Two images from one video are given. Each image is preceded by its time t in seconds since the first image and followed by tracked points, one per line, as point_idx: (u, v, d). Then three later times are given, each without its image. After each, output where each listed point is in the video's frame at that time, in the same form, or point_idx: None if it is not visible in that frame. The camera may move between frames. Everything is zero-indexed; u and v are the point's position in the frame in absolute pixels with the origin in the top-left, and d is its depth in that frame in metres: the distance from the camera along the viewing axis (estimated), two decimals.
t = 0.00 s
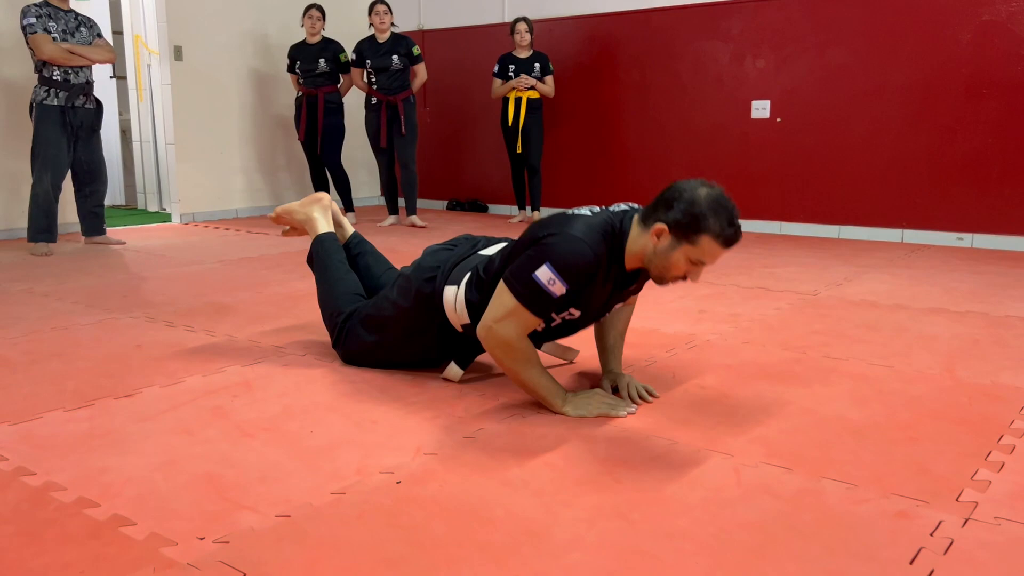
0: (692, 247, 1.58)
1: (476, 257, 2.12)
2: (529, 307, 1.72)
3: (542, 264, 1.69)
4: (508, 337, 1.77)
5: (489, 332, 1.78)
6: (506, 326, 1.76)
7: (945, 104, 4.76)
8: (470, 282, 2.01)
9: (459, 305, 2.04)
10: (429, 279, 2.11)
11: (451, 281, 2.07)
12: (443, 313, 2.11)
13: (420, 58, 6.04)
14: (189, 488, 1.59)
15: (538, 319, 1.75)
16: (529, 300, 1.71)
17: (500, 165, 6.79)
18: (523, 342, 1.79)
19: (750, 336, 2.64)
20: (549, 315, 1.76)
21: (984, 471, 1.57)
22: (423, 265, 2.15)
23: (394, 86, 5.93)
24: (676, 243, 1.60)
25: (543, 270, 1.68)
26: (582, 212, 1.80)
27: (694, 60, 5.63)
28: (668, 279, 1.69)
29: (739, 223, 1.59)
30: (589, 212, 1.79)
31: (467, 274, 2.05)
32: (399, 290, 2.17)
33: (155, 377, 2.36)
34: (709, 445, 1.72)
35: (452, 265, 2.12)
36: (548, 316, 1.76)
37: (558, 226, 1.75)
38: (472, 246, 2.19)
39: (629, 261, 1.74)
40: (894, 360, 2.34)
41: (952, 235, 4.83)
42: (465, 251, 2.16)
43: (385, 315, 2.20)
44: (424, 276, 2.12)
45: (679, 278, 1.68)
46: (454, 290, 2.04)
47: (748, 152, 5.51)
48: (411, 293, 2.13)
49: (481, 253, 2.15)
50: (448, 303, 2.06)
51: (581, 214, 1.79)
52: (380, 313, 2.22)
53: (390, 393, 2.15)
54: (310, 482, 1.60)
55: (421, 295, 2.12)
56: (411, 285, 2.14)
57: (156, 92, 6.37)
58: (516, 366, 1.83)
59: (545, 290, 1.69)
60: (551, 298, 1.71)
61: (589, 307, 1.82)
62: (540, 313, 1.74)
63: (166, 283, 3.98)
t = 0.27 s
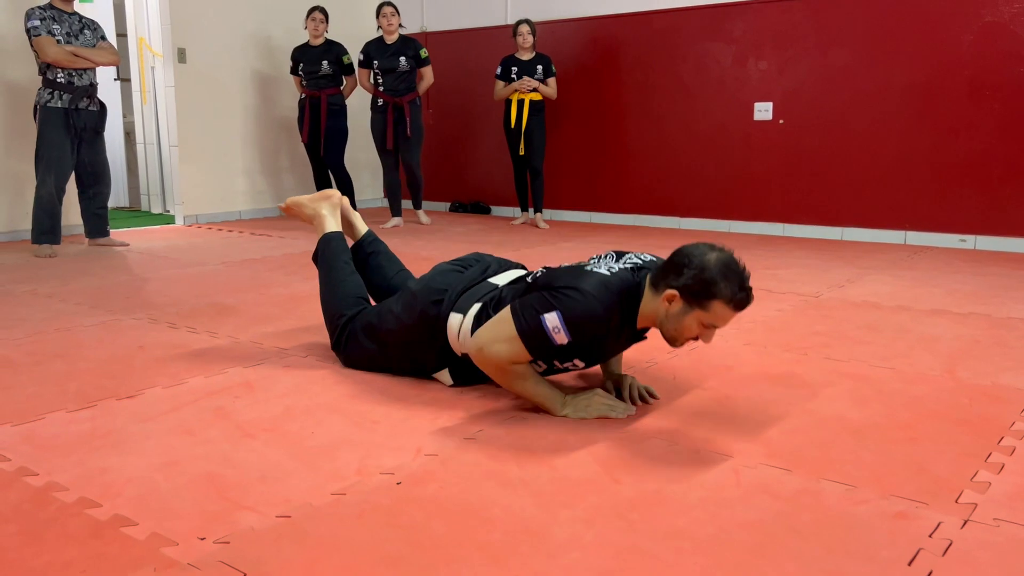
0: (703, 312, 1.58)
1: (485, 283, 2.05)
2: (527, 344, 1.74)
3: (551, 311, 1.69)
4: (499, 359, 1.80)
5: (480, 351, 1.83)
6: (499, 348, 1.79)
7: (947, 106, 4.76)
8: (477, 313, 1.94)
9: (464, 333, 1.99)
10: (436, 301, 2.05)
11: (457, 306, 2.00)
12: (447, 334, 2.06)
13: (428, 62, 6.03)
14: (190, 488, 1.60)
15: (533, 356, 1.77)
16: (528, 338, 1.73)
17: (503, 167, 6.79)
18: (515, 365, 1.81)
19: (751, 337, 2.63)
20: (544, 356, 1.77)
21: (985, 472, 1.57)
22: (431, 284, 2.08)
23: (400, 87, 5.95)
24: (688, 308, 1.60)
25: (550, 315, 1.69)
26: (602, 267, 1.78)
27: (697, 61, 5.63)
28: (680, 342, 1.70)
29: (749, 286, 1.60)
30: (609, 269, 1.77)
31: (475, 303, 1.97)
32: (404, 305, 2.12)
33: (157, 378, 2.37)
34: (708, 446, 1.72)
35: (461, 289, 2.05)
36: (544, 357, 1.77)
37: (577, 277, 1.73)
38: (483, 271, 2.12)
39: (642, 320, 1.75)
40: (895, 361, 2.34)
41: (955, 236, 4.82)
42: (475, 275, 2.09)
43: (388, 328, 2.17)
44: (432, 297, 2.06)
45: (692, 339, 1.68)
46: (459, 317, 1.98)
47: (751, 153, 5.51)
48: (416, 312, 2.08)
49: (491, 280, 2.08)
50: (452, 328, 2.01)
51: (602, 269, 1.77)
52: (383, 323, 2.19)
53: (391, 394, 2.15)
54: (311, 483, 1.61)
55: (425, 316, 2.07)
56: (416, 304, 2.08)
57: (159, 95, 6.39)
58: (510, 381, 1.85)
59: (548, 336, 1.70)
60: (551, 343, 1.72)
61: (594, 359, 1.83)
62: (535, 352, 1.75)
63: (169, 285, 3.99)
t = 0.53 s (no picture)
0: (711, 344, 1.60)
1: (495, 301, 2.04)
2: (531, 361, 1.76)
3: (561, 334, 1.71)
4: (501, 372, 1.81)
5: (483, 361, 1.83)
6: (503, 360, 1.79)
7: (949, 109, 4.76)
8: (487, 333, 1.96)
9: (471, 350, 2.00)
10: (444, 318, 2.04)
11: (465, 324, 2.00)
12: (453, 352, 2.07)
13: (439, 67, 6.07)
14: (194, 492, 1.61)
15: (536, 373, 1.78)
16: (533, 356, 1.75)
17: (506, 170, 6.80)
18: (517, 379, 1.82)
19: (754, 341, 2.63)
20: (547, 375, 1.79)
21: (986, 477, 1.57)
22: (438, 300, 2.07)
23: (410, 91, 5.98)
24: (695, 341, 1.62)
25: (559, 339, 1.71)
26: (613, 297, 1.79)
27: (699, 65, 5.64)
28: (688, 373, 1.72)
29: (755, 318, 1.62)
30: (621, 299, 1.78)
31: (485, 322, 1.98)
32: (410, 318, 2.12)
33: (160, 382, 2.37)
34: (710, 451, 1.73)
35: (471, 306, 2.03)
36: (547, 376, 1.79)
37: (590, 305, 1.75)
38: (493, 288, 2.09)
39: (648, 352, 1.76)
40: (897, 365, 2.35)
41: (957, 240, 4.82)
42: (485, 292, 2.07)
43: (392, 338, 2.17)
44: (439, 314, 2.05)
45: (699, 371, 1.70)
46: (467, 336, 1.98)
47: (753, 156, 5.51)
48: (423, 327, 2.08)
49: (501, 298, 2.06)
50: (459, 345, 2.02)
51: (612, 299, 1.78)
52: (386, 333, 2.19)
53: (393, 398, 2.16)
54: (313, 487, 1.61)
55: (432, 331, 2.07)
56: (423, 318, 2.07)
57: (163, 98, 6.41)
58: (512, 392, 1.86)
59: (554, 358, 1.73)
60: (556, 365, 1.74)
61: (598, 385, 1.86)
62: (539, 370, 1.77)
63: (172, 288, 4.00)
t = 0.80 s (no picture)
0: (712, 344, 1.59)
1: (505, 301, 2.04)
2: (538, 357, 1.76)
3: (570, 330, 1.72)
4: (508, 368, 1.80)
5: (489, 359, 1.82)
6: (511, 356, 1.78)
7: (952, 111, 4.75)
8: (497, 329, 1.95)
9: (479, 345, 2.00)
10: (453, 313, 2.04)
11: (475, 320, 2.00)
12: (460, 348, 2.07)
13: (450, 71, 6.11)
14: (197, 493, 1.60)
15: (543, 370, 1.78)
16: (541, 352, 1.75)
17: (508, 172, 6.80)
18: (524, 376, 1.81)
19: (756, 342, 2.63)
20: (553, 373, 1.79)
21: (992, 478, 1.57)
22: (449, 296, 2.07)
23: (422, 94, 5.98)
24: (697, 340, 1.62)
25: (568, 334, 1.72)
26: (623, 298, 1.82)
27: (701, 66, 5.64)
28: (689, 375, 1.70)
29: (761, 323, 1.61)
30: (628, 300, 1.81)
31: (496, 318, 1.97)
32: (419, 313, 2.12)
33: (163, 383, 2.37)
34: (714, 452, 1.72)
35: (480, 302, 2.03)
36: (553, 374, 1.79)
37: (598, 303, 1.78)
38: (503, 291, 2.10)
39: (652, 354, 1.76)
40: (901, 366, 2.34)
41: (960, 242, 4.82)
42: (495, 293, 2.08)
43: (400, 334, 2.17)
44: (449, 308, 2.05)
45: (700, 372, 1.69)
46: (476, 330, 1.99)
47: (756, 157, 5.51)
48: (432, 322, 2.08)
49: (511, 299, 2.07)
50: (468, 340, 2.02)
51: (621, 300, 1.80)
52: (394, 328, 2.20)
53: (396, 399, 2.15)
54: (317, 488, 1.61)
55: (441, 326, 2.07)
56: (432, 313, 2.08)
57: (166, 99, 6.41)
58: (518, 390, 1.85)
59: (562, 355, 1.73)
60: (563, 362, 1.74)
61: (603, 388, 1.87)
62: (546, 368, 1.77)
63: (174, 289, 4.00)
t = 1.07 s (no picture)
0: (705, 318, 1.60)
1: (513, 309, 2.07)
2: (537, 330, 1.75)
3: (570, 302, 1.74)
4: (508, 344, 1.79)
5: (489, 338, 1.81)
6: (511, 328, 1.77)
7: (952, 113, 4.76)
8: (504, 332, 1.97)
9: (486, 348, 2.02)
10: (462, 316, 2.06)
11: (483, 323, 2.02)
12: (466, 351, 2.09)
13: (455, 75, 6.10)
14: (201, 494, 1.61)
15: (541, 346, 1.77)
16: (539, 325, 1.75)
17: (509, 174, 6.82)
18: (525, 352, 1.79)
19: (757, 345, 2.64)
20: (551, 351, 1.79)
21: (992, 480, 1.57)
22: (458, 301, 2.10)
23: (429, 98, 6.00)
24: (691, 314, 1.62)
25: (566, 304, 1.74)
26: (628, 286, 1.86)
27: (702, 69, 5.65)
28: (684, 356, 1.70)
29: (757, 305, 1.61)
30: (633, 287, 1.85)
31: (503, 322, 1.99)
32: (428, 317, 2.14)
33: (166, 385, 2.38)
34: (715, 454, 1.73)
35: (489, 309, 2.06)
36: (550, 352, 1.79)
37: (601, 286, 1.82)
38: (510, 301, 2.13)
39: (650, 338, 1.76)
40: (902, 369, 2.35)
41: (961, 244, 4.82)
42: (503, 301, 2.10)
43: (405, 337, 2.18)
44: (458, 311, 2.07)
45: (693, 352, 1.68)
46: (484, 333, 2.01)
47: (757, 160, 5.52)
48: (440, 325, 2.10)
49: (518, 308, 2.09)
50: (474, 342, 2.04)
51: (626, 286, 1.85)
52: (400, 331, 2.21)
53: (398, 401, 2.16)
54: (321, 489, 1.62)
55: (448, 329, 2.09)
56: (441, 317, 2.10)
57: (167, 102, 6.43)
58: (518, 372, 1.84)
59: (559, 326, 1.74)
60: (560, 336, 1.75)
61: (602, 376, 1.86)
62: (544, 344, 1.76)
63: (177, 292, 4.01)
